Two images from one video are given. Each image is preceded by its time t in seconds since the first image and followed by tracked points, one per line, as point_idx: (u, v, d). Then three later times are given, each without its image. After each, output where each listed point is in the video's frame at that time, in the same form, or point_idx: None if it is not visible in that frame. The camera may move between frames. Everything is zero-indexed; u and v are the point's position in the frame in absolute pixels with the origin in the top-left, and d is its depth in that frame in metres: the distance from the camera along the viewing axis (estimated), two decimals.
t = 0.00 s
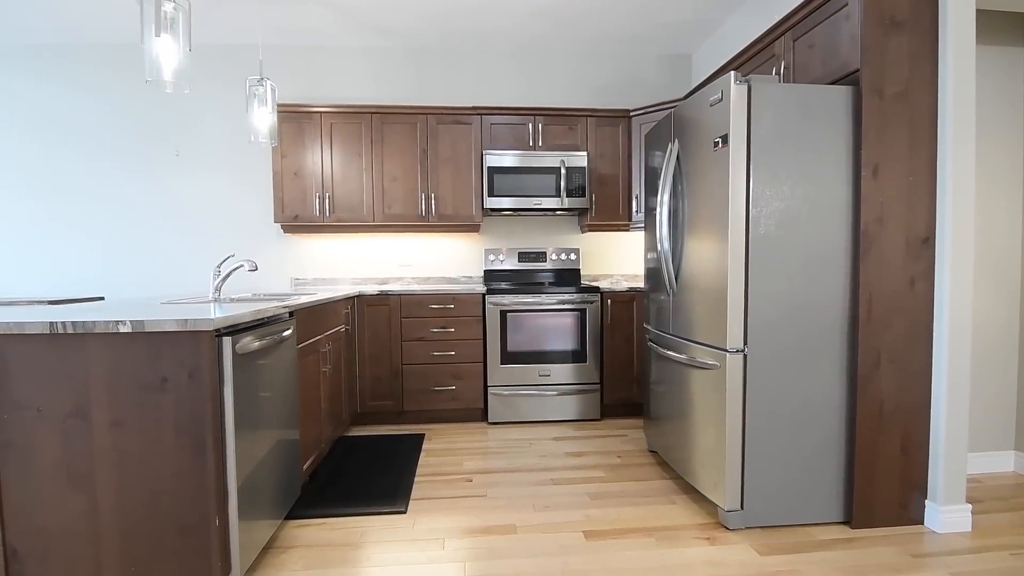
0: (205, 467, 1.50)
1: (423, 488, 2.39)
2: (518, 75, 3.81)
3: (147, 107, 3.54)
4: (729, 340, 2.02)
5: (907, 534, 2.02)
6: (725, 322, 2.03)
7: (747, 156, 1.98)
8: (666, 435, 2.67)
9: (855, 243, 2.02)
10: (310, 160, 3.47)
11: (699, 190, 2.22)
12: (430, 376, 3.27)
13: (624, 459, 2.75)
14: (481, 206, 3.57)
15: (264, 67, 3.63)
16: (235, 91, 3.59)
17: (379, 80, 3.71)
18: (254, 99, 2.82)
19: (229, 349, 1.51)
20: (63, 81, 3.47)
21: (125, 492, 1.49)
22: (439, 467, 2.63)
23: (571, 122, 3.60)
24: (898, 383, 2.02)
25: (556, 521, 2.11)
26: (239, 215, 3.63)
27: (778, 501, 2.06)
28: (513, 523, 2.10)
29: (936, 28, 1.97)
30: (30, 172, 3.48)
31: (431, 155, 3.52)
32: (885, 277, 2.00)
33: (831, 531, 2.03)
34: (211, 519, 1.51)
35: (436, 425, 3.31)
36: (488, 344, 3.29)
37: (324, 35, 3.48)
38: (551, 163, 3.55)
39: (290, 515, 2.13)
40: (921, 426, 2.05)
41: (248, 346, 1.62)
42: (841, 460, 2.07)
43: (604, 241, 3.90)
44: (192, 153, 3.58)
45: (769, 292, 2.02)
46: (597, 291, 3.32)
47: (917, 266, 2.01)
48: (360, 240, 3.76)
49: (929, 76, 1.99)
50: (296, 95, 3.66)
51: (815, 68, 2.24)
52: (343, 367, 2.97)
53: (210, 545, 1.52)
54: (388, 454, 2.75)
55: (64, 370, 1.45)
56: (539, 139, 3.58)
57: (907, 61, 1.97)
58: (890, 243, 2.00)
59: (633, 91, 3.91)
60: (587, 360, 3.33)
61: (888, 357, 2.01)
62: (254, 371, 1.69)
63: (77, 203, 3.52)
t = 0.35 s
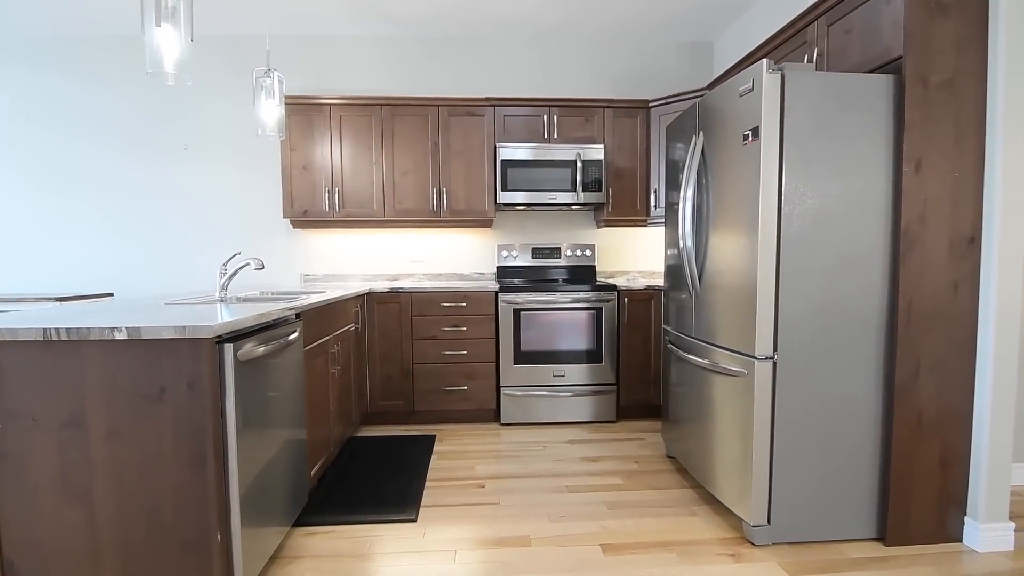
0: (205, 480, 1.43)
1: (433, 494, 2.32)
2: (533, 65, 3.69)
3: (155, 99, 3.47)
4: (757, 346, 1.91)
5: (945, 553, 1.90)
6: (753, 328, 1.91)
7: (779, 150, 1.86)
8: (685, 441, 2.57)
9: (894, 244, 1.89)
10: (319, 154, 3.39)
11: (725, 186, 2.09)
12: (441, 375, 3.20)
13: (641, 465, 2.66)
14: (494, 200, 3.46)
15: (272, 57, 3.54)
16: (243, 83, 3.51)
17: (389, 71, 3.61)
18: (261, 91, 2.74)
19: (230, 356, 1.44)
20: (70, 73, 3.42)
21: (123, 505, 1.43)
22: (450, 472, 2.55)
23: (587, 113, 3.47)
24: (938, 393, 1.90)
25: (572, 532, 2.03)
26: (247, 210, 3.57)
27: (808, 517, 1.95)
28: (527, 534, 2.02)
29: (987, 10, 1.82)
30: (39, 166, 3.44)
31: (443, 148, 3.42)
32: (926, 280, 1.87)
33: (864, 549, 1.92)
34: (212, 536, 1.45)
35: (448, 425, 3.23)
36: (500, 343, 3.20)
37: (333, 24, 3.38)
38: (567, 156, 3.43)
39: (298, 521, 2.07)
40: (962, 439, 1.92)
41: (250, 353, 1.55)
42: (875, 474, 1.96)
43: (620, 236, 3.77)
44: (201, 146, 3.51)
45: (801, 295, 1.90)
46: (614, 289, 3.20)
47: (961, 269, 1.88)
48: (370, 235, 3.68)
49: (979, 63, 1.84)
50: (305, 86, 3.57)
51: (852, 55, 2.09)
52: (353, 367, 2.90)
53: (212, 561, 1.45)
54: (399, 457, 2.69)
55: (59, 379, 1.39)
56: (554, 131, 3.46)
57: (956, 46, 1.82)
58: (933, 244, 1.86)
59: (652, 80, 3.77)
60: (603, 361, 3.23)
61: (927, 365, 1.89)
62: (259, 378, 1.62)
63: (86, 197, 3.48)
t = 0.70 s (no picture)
0: (204, 516, 1.34)
1: (446, 515, 2.22)
2: (549, 61, 3.55)
3: (162, 100, 3.39)
4: (796, 367, 1.78)
5: None
6: (792, 347, 1.79)
7: (822, 157, 1.72)
8: (711, 459, 2.43)
9: (946, 257, 1.75)
10: (328, 155, 3.28)
11: (760, 192, 1.95)
12: (454, 385, 3.09)
13: (663, 483, 2.53)
14: (509, 203, 3.34)
15: (280, 55, 3.44)
16: (250, 81, 3.42)
17: (401, 68, 3.49)
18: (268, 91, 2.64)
19: (230, 382, 1.34)
20: (76, 73, 3.34)
21: (118, 541, 1.34)
22: (465, 489, 2.45)
23: (606, 111, 3.32)
24: (993, 419, 1.75)
25: (593, 561, 1.91)
26: (255, 213, 3.48)
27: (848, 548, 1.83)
28: (545, 562, 1.91)
29: None
30: (45, 169, 3.38)
31: (456, 149, 3.30)
32: (982, 296, 1.72)
33: None
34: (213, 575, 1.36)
35: (461, 436, 3.13)
36: (515, 352, 3.08)
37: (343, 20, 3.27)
38: (585, 156, 3.29)
39: (306, 543, 1.99)
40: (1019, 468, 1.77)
41: (251, 379, 1.45)
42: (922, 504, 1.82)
43: (640, 238, 3.63)
44: (209, 148, 3.42)
45: (843, 313, 1.77)
46: (633, 295, 3.07)
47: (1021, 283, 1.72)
48: (381, 238, 3.58)
49: None
50: (315, 85, 3.47)
51: (899, 49, 1.94)
52: (363, 377, 2.80)
53: None
54: (409, 473, 2.59)
55: (49, 408, 1.30)
56: (572, 130, 3.32)
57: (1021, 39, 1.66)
58: (991, 257, 1.70)
59: (674, 76, 3.60)
60: (622, 370, 3.10)
61: (983, 389, 1.74)
62: (259, 403, 1.52)
63: (92, 201, 3.41)
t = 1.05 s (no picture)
0: (205, 549, 1.29)
1: (455, 533, 2.16)
2: (561, 61, 3.45)
3: (167, 102, 3.34)
4: (822, 392, 1.72)
5: None
6: (819, 370, 1.72)
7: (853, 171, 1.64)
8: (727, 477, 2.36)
9: (985, 275, 1.66)
10: (336, 159, 3.22)
11: (785, 204, 1.87)
12: (463, 393, 3.03)
13: (678, 499, 2.46)
14: (519, 207, 3.26)
15: (287, 56, 3.37)
16: (257, 83, 3.36)
17: (409, 69, 3.42)
18: (275, 95, 2.58)
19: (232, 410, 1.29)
20: (82, 76, 3.30)
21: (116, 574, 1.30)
22: (474, 504, 2.40)
23: (620, 113, 3.23)
24: None
25: None
26: (262, 217, 3.43)
27: None
28: None
29: None
30: (51, 172, 3.35)
31: (465, 151, 3.23)
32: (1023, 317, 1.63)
33: None
34: None
35: (470, 445, 3.08)
36: (526, 360, 3.01)
37: (350, 20, 3.19)
38: (597, 159, 3.20)
39: (311, 564, 1.94)
40: None
41: (254, 405, 1.39)
42: (953, 533, 1.74)
43: (653, 243, 3.54)
44: (216, 151, 3.38)
45: (873, 335, 1.69)
46: (647, 303, 2.98)
47: None
48: (389, 242, 3.52)
49: None
50: (322, 86, 3.41)
51: (934, 52, 1.83)
52: (371, 387, 2.75)
53: None
54: (417, 486, 2.54)
55: (47, 437, 1.25)
56: (584, 132, 3.23)
57: None
58: None
59: (690, 76, 3.50)
60: (635, 380, 3.02)
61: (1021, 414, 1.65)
62: (260, 428, 1.46)
63: (99, 205, 3.38)
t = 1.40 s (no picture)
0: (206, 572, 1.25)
1: (464, 546, 2.12)
2: (572, 59, 3.38)
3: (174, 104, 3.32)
4: (847, 408, 1.65)
5: None
6: (844, 387, 1.66)
7: (882, 178, 1.56)
8: (744, 489, 2.29)
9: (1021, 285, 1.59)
10: (344, 161, 3.18)
11: (808, 211, 1.79)
12: (472, 400, 2.98)
13: (692, 511, 2.40)
14: (529, 209, 3.20)
15: (294, 57, 3.33)
16: (264, 83, 3.32)
17: (418, 68, 3.36)
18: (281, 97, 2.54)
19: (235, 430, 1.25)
20: (89, 78, 3.29)
21: None
22: (483, 515, 2.35)
23: (632, 112, 3.15)
24: None
25: None
26: (269, 219, 3.40)
27: None
28: None
29: None
30: (60, 173, 3.34)
31: (474, 153, 3.17)
32: None
33: None
34: None
35: (479, 452, 3.03)
36: (536, 367, 2.96)
37: (358, 19, 3.14)
38: (609, 160, 3.13)
39: None
40: None
41: (256, 423, 1.36)
42: (984, 554, 1.67)
43: (666, 246, 3.46)
44: (223, 153, 3.35)
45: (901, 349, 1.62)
46: (660, 309, 2.91)
47: None
48: (397, 245, 3.47)
49: None
50: (331, 87, 3.36)
51: (966, 51, 1.74)
52: (379, 394, 2.71)
53: None
54: (425, 496, 2.50)
55: (45, 458, 1.22)
56: (596, 133, 3.16)
57: None
58: None
59: (704, 74, 3.41)
60: (648, 387, 2.95)
61: None
62: (260, 445, 1.42)
63: (107, 207, 3.37)
